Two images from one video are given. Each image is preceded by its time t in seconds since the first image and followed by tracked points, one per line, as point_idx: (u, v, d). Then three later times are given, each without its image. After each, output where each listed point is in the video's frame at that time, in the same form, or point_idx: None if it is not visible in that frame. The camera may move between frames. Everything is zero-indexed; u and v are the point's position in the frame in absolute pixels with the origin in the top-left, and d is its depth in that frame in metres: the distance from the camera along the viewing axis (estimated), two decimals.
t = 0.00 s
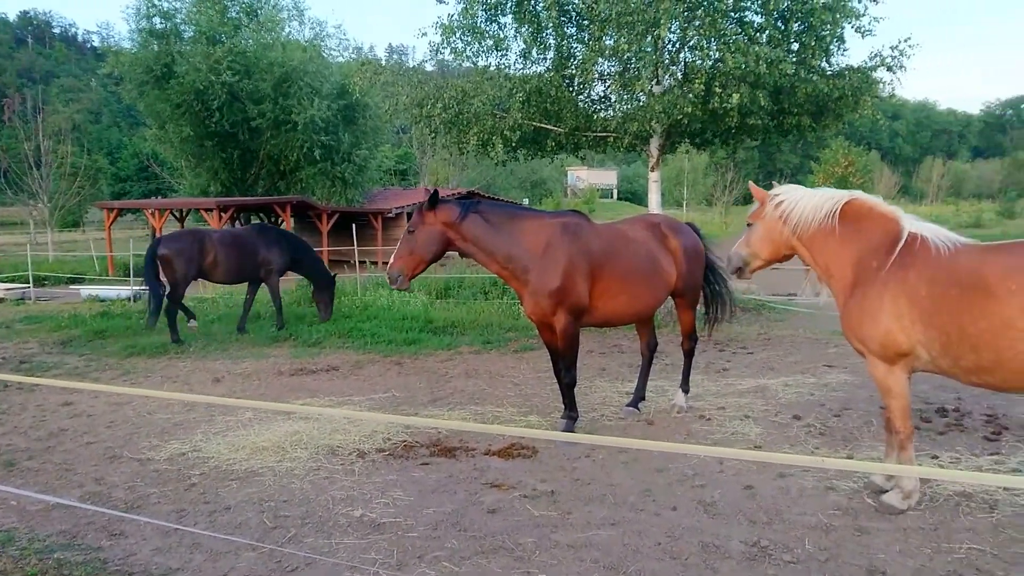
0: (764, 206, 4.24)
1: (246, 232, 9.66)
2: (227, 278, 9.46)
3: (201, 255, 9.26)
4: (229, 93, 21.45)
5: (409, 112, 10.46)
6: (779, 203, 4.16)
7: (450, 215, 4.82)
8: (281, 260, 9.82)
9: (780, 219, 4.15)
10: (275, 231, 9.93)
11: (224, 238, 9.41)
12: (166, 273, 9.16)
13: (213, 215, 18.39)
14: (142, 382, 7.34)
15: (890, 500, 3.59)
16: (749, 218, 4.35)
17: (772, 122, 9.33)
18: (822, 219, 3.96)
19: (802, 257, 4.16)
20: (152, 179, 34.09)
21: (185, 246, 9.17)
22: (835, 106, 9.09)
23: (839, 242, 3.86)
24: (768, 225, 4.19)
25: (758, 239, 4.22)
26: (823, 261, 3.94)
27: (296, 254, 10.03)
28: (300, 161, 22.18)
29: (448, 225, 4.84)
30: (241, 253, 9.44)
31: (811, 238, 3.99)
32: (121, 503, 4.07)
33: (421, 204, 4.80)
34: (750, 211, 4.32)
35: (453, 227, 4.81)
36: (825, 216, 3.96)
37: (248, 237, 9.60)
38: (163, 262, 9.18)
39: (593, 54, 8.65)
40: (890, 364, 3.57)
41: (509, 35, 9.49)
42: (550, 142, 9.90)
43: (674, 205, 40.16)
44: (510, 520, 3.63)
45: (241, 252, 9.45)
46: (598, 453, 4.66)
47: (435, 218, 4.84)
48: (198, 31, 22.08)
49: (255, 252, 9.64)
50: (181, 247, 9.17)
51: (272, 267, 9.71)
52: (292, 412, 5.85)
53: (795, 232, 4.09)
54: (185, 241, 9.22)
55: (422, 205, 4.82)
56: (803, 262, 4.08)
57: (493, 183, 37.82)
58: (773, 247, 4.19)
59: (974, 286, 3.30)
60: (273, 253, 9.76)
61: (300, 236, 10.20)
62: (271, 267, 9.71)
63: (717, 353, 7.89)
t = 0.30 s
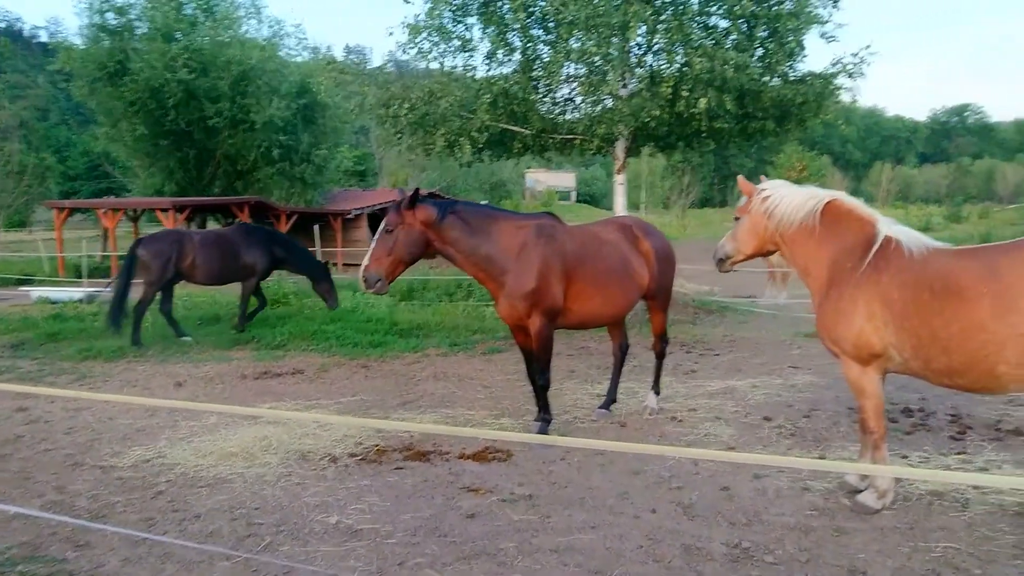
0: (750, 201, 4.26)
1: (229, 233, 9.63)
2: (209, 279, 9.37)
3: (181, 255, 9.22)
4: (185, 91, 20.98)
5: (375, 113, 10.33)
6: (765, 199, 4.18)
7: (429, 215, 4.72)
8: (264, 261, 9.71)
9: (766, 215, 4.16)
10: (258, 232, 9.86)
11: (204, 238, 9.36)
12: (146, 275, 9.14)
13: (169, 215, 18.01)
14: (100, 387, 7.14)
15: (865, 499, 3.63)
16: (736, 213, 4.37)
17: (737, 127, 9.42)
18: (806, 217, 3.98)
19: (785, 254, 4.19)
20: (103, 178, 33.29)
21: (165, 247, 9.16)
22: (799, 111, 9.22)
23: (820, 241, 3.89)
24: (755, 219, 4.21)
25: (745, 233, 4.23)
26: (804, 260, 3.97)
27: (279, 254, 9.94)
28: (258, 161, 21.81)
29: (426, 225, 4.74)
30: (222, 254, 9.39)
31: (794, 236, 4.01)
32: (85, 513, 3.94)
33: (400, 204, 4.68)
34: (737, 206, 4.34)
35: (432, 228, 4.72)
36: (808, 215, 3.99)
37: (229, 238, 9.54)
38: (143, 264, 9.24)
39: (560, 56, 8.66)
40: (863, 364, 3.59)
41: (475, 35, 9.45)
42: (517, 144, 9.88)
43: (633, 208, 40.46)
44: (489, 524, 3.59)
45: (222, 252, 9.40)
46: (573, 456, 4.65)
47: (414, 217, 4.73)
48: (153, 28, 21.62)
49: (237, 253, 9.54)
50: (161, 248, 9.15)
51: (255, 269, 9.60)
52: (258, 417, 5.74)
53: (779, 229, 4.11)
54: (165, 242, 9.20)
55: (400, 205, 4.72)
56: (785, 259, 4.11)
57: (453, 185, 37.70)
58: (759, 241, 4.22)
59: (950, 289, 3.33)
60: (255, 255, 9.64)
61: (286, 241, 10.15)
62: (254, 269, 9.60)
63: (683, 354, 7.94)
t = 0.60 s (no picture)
0: (733, 206, 4.27)
1: (219, 237, 9.43)
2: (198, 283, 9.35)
3: (171, 259, 9.28)
4: (140, 90, 20.50)
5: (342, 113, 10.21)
6: (747, 204, 4.19)
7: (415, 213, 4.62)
8: (252, 268, 9.44)
9: (748, 221, 4.17)
10: (250, 235, 9.54)
11: (194, 243, 9.31)
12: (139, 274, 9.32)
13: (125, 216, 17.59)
14: (62, 393, 6.92)
15: (852, 497, 3.68)
16: (718, 221, 4.38)
17: (706, 128, 9.50)
18: (790, 219, 4.00)
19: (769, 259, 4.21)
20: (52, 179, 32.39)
21: (157, 249, 9.26)
22: (767, 112, 9.33)
23: (805, 242, 3.92)
24: (737, 227, 4.21)
25: (729, 240, 4.23)
26: (789, 262, 3.99)
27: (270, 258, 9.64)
28: (215, 162, 21.32)
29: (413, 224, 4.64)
30: (209, 257, 9.26)
31: (778, 238, 4.03)
32: (58, 525, 3.80)
33: (387, 201, 4.57)
34: (719, 213, 4.34)
35: (419, 226, 4.61)
36: (792, 218, 4.00)
37: (219, 243, 9.36)
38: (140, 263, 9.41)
39: (530, 57, 8.66)
40: (850, 362, 3.64)
41: (444, 36, 9.39)
42: (487, 145, 9.86)
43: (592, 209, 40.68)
44: (480, 529, 3.55)
45: (210, 256, 9.28)
46: (557, 458, 4.63)
47: (401, 215, 4.62)
48: (106, 25, 21.10)
49: (224, 260, 9.32)
50: (153, 249, 9.27)
51: (240, 277, 9.37)
52: (232, 422, 5.61)
53: (762, 234, 4.12)
54: (158, 244, 9.29)
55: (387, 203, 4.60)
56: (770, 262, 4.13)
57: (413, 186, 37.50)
58: (743, 248, 4.22)
59: (935, 287, 3.37)
60: (242, 262, 9.35)
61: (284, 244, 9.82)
62: (239, 278, 9.36)
63: (656, 354, 7.98)
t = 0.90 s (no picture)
0: (715, 207, 4.31)
1: (213, 236, 9.16)
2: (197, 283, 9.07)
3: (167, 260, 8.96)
4: (87, 86, 20.04)
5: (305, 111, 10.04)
6: (730, 206, 4.23)
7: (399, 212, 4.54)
8: (253, 264, 9.22)
9: (731, 223, 4.21)
10: (246, 231, 9.31)
11: (189, 242, 9.02)
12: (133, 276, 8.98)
13: (73, 215, 17.09)
14: (16, 398, 6.68)
15: (834, 494, 3.72)
16: (698, 222, 4.41)
17: (672, 130, 9.61)
18: (772, 220, 4.05)
19: (750, 260, 4.25)
20: None
21: (151, 251, 8.92)
22: (731, 115, 9.46)
23: (786, 243, 3.97)
24: (720, 228, 4.25)
25: (710, 241, 4.27)
26: (771, 261, 4.03)
27: (269, 253, 9.41)
28: (166, 160, 20.87)
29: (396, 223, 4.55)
30: (206, 256, 9.01)
31: (760, 239, 4.08)
32: (25, 535, 3.65)
33: (372, 201, 4.48)
34: (701, 214, 4.37)
35: (403, 227, 4.54)
36: (774, 219, 4.05)
37: (215, 241, 9.10)
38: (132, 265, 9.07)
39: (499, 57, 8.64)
40: (832, 361, 3.69)
41: (410, 34, 9.31)
42: (453, 144, 9.82)
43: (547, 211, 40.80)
44: (467, 532, 3.51)
45: (207, 255, 9.02)
46: (537, 459, 4.61)
47: (384, 214, 4.54)
48: (51, 18, 20.50)
49: (222, 258, 9.08)
50: (146, 250, 8.94)
51: (241, 274, 9.13)
52: (199, 426, 5.46)
53: (745, 235, 4.16)
54: (150, 245, 8.96)
55: (370, 202, 4.51)
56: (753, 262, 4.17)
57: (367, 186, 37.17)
58: (725, 248, 4.26)
59: (917, 287, 3.42)
60: (241, 258, 9.13)
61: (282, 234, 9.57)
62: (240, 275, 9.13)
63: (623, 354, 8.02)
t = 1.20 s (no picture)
0: (688, 209, 4.33)
1: (205, 237, 8.93)
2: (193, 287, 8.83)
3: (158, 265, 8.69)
4: (23, 84, 19.37)
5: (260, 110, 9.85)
6: (703, 208, 4.27)
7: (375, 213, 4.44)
8: (250, 264, 8.99)
9: (705, 224, 4.25)
10: (239, 229, 9.04)
11: (181, 246, 8.75)
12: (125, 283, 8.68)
13: (9, 218, 16.47)
14: None
15: (809, 490, 3.75)
16: (670, 224, 4.43)
17: (630, 132, 9.71)
18: (746, 221, 4.11)
19: (723, 261, 4.29)
20: None
21: (139, 256, 8.62)
22: (688, 116, 9.58)
23: (761, 244, 4.02)
24: (694, 231, 4.28)
25: (683, 244, 4.29)
26: (746, 262, 4.08)
27: (264, 249, 9.17)
28: (107, 161, 20.33)
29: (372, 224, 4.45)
30: (200, 260, 8.76)
31: (735, 240, 4.13)
32: None
33: (348, 201, 4.37)
34: (673, 215, 4.38)
35: (379, 227, 4.44)
36: (748, 220, 4.11)
37: (209, 243, 8.84)
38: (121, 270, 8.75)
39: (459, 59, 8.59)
40: (807, 359, 3.72)
41: (367, 34, 9.20)
42: (412, 145, 9.75)
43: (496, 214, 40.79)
44: (449, 537, 3.44)
45: (201, 258, 8.77)
46: (511, 461, 4.56)
47: (361, 215, 4.43)
48: None
49: (216, 260, 8.84)
50: (135, 256, 8.64)
51: (239, 275, 8.91)
52: (157, 434, 5.28)
53: (719, 237, 4.21)
54: (139, 251, 8.66)
55: (345, 202, 4.40)
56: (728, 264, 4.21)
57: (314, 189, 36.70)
58: (699, 251, 4.29)
59: (891, 286, 3.48)
60: (236, 259, 8.89)
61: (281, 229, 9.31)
62: (237, 276, 8.91)
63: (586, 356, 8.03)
